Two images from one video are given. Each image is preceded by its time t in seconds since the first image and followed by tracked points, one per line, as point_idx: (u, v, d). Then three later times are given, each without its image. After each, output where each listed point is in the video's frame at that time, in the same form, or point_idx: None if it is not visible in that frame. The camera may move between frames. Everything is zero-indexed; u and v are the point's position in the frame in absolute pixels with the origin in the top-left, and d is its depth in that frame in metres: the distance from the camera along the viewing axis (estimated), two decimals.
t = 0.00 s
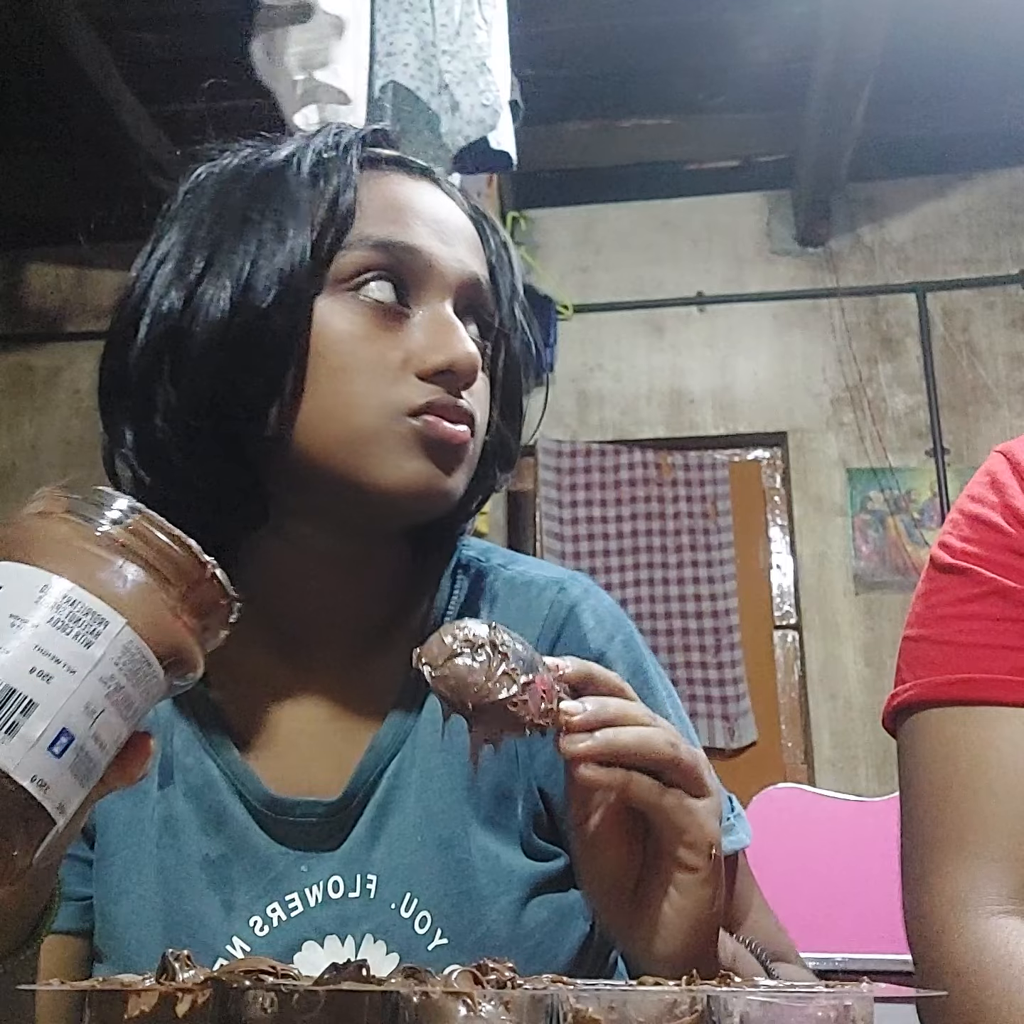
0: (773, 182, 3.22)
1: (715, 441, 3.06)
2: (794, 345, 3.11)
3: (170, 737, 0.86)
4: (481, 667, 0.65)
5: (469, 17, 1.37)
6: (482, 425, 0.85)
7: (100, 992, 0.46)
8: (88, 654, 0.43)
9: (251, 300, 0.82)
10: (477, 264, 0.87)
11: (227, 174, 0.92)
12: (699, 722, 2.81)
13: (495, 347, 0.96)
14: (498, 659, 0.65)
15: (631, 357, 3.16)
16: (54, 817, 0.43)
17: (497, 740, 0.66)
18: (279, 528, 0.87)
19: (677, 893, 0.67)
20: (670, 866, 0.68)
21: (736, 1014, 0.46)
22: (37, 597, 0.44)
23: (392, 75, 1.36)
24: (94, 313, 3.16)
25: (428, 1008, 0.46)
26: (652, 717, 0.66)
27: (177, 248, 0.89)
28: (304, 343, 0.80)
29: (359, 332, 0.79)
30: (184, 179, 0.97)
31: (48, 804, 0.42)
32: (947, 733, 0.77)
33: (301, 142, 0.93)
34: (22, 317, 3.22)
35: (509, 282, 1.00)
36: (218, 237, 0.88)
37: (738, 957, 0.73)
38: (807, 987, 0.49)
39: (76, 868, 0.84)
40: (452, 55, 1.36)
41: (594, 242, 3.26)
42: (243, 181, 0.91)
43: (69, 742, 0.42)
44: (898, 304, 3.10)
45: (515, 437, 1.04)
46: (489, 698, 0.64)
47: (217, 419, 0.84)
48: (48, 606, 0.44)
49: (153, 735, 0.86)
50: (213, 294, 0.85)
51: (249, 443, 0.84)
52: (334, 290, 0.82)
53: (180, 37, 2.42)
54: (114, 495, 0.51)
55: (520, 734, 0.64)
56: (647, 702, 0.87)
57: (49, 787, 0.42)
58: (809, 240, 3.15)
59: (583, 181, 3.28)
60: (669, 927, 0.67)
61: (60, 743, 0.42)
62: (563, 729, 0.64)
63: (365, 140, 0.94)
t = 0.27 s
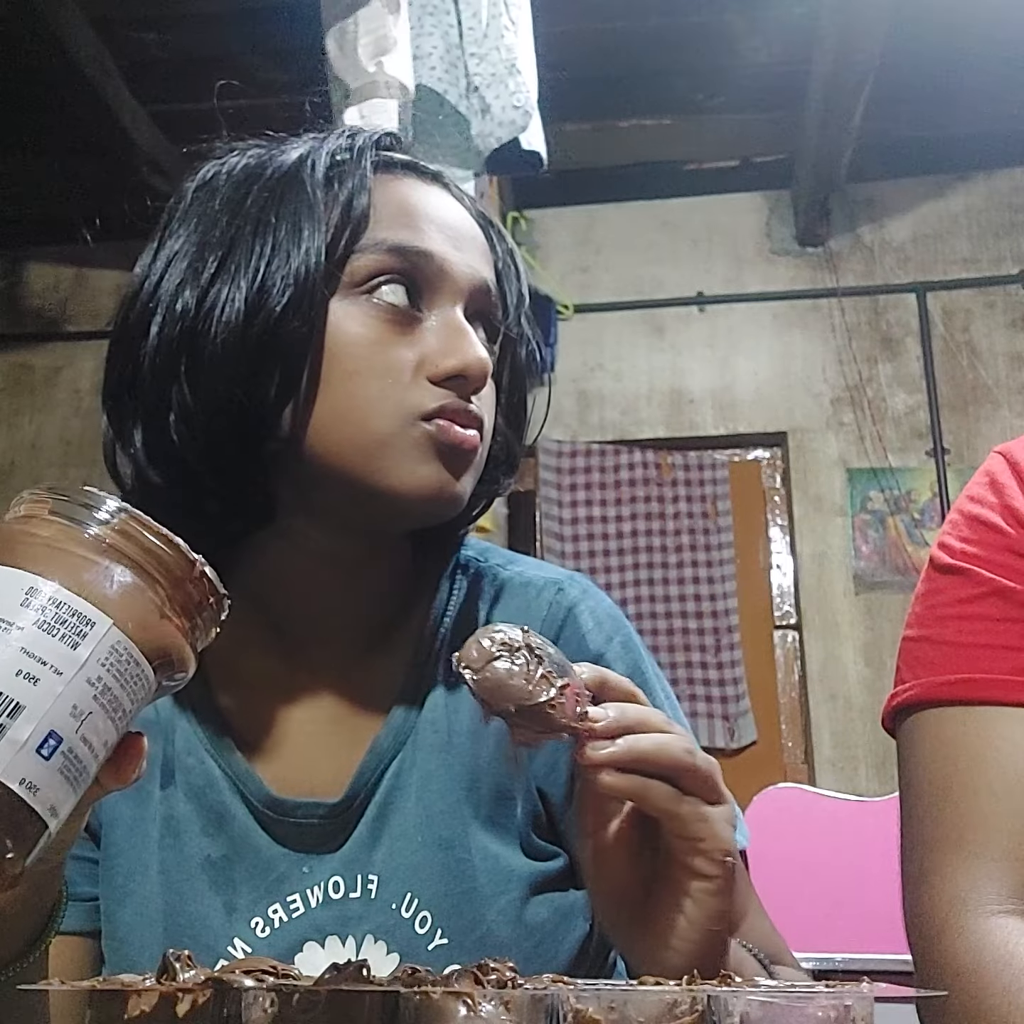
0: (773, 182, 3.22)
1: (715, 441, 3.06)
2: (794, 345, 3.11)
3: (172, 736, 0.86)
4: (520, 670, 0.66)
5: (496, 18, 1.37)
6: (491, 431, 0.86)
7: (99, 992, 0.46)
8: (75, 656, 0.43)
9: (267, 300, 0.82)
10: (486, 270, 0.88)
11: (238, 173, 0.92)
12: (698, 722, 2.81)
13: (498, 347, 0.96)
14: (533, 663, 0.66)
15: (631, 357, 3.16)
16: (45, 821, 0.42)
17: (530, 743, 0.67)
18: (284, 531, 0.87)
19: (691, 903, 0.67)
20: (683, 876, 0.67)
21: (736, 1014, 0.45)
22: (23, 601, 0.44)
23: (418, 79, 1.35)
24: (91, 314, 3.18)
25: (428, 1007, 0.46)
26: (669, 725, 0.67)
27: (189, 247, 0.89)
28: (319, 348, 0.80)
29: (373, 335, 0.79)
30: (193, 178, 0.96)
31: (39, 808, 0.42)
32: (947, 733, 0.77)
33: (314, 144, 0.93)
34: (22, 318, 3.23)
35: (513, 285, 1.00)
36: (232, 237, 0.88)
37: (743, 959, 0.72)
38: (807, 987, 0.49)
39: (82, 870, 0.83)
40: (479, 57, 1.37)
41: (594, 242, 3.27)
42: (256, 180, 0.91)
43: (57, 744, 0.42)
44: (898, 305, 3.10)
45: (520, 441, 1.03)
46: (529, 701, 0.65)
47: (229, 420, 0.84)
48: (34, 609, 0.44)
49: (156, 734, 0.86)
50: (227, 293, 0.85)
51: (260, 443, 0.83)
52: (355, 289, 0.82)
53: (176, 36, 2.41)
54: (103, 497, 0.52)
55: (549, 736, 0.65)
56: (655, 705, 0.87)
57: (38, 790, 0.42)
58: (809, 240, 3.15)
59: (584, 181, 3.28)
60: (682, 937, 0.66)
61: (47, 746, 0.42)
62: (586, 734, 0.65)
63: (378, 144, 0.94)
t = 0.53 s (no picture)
0: (772, 182, 3.22)
1: (715, 441, 3.06)
2: (794, 345, 3.11)
3: (176, 738, 0.85)
4: (545, 667, 0.64)
5: (507, 13, 1.36)
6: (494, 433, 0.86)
7: (98, 992, 0.46)
8: (76, 668, 0.43)
9: (272, 301, 0.82)
10: (490, 273, 0.88)
11: (243, 174, 0.92)
12: (698, 723, 2.81)
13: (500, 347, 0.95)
14: (559, 661, 0.64)
15: (631, 357, 3.16)
16: (48, 833, 0.42)
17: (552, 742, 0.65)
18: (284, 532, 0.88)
19: (704, 905, 0.68)
20: (699, 876, 0.68)
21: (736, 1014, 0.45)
22: (24, 612, 0.44)
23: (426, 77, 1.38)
24: (91, 314, 3.18)
25: (428, 1007, 0.45)
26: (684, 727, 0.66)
27: (195, 247, 0.89)
28: (326, 350, 0.81)
29: (379, 336, 0.80)
30: (198, 178, 0.96)
31: (41, 820, 0.42)
32: (948, 734, 0.77)
33: (320, 144, 0.93)
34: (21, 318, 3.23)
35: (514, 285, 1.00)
36: (238, 237, 0.88)
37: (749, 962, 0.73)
38: (807, 987, 0.49)
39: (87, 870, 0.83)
40: (490, 53, 1.36)
41: (594, 242, 3.27)
42: (261, 180, 0.91)
43: (59, 757, 0.42)
44: (898, 305, 3.10)
45: (522, 442, 1.03)
46: (556, 699, 0.63)
47: (233, 420, 0.84)
48: (36, 620, 0.44)
49: (160, 736, 0.86)
50: (233, 294, 0.84)
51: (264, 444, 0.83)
52: (366, 288, 0.83)
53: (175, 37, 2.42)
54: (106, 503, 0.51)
55: (575, 736, 0.64)
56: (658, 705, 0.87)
57: (41, 803, 0.42)
58: (808, 241, 3.15)
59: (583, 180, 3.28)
60: (693, 939, 0.68)
61: (49, 758, 0.42)
62: (602, 734, 0.64)
63: (384, 146, 0.94)
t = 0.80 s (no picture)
0: (772, 182, 3.22)
1: (716, 441, 3.06)
2: (794, 345, 3.11)
3: (178, 733, 0.85)
4: (546, 673, 0.63)
5: (501, 20, 1.39)
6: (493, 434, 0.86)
7: (98, 992, 0.46)
8: (90, 629, 0.43)
9: (274, 302, 0.82)
10: (491, 276, 0.88)
11: (247, 175, 0.92)
12: (697, 722, 2.81)
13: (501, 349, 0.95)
14: (560, 667, 0.64)
15: (631, 357, 3.15)
16: (58, 791, 0.42)
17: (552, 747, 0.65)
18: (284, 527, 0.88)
19: (702, 907, 0.68)
20: (696, 879, 0.68)
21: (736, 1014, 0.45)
22: (39, 572, 0.44)
23: (415, 78, 1.36)
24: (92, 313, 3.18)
25: (428, 1009, 0.45)
26: (682, 731, 0.66)
27: (199, 248, 0.89)
28: (326, 348, 0.81)
29: (379, 336, 0.80)
30: (202, 179, 0.96)
31: (53, 777, 0.41)
32: (947, 735, 0.77)
33: (323, 146, 0.93)
34: (20, 317, 3.24)
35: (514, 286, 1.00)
36: (241, 238, 0.88)
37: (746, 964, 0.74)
38: (806, 988, 0.49)
39: (85, 861, 0.84)
40: (483, 57, 1.37)
41: (594, 242, 3.27)
42: (265, 181, 0.91)
43: (72, 715, 0.42)
44: (898, 305, 3.10)
45: (522, 441, 1.03)
46: (556, 705, 0.63)
47: (235, 419, 0.84)
48: (51, 581, 0.44)
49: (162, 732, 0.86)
50: (236, 294, 0.85)
51: (265, 444, 0.83)
52: (367, 288, 0.83)
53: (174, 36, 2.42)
54: (116, 474, 0.51)
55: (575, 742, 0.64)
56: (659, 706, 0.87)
57: (53, 760, 0.41)
58: (808, 241, 3.15)
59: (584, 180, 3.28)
60: (692, 941, 0.68)
61: (63, 716, 0.41)
62: (601, 738, 0.64)
63: (387, 147, 0.94)
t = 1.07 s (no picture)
0: (772, 182, 3.22)
1: (716, 441, 3.06)
2: (795, 345, 3.11)
3: (178, 734, 0.85)
4: (557, 666, 0.64)
5: (481, 26, 1.40)
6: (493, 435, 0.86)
7: (98, 992, 0.46)
8: (88, 628, 0.43)
9: (274, 303, 0.82)
10: (492, 278, 0.88)
11: (248, 176, 0.92)
12: (698, 722, 2.81)
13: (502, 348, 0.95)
14: (571, 660, 0.64)
15: (630, 357, 3.15)
16: (62, 790, 0.42)
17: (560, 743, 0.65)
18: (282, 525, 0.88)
19: (707, 905, 0.68)
20: (702, 876, 0.68)
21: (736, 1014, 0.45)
22: (36, 573, 0.44)
23: (395, 79, 1.39)
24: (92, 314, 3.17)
25: (429, 1008, 0.46)
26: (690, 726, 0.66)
27: (200, 249, 0.89)
28: (325, 349, 0.81)
29: (379, 338, 0.80)
30: (205, 180, 0.96)
31: (56, 777, 0.42)
32: (949, 736, 0.77)
33: (324, 147, 0.93)
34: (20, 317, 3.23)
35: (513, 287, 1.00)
36: (242, 239, 0.88)
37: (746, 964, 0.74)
38: (807, 988, 0.49)
39: (86, 863, 0.83)
40: (461, 61, 1.38)
41: (593, 242, 3.27)
42: (265, 183, 0.90)
43: (73, 715, 0.42)
44: (898, 305, 3.10)
45: (523, 441, 1.03)
46: (568, 700, 0.62)
47: (235, 420, 0.84)
48: (47, 581, 0.44)
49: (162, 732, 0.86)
50: (235, 296, 0.85)
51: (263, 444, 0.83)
52: (365, 290, 0.83)
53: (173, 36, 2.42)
54: (110, 470, 0.51)
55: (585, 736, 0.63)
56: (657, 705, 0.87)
57: (56, 760, 0.42)
58: (808, 241, 3.15)
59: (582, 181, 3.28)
60: (694, 939, 0.68)
61: (64, 717, 0.42)
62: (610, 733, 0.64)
63: (388, 149, 0.94)
